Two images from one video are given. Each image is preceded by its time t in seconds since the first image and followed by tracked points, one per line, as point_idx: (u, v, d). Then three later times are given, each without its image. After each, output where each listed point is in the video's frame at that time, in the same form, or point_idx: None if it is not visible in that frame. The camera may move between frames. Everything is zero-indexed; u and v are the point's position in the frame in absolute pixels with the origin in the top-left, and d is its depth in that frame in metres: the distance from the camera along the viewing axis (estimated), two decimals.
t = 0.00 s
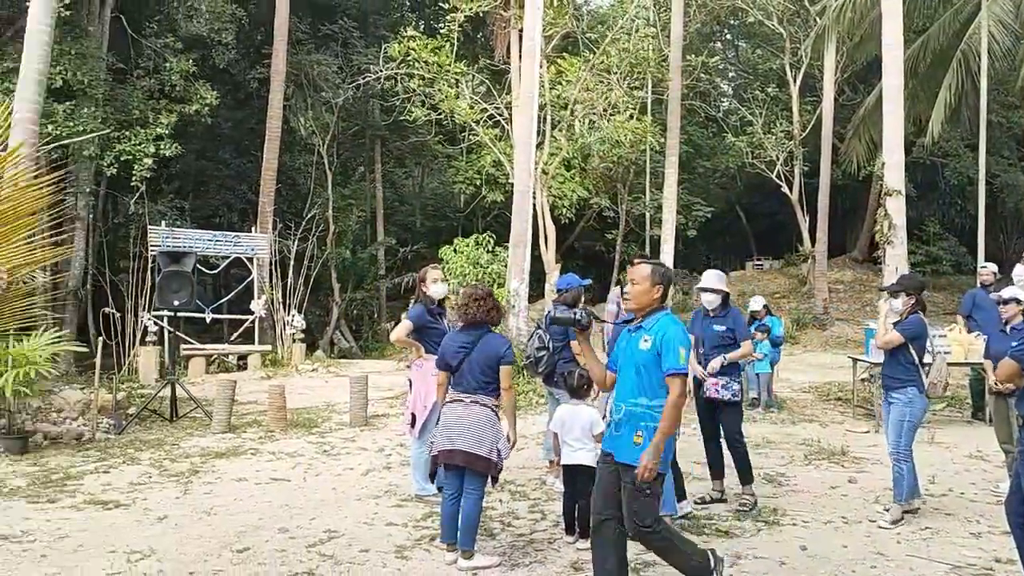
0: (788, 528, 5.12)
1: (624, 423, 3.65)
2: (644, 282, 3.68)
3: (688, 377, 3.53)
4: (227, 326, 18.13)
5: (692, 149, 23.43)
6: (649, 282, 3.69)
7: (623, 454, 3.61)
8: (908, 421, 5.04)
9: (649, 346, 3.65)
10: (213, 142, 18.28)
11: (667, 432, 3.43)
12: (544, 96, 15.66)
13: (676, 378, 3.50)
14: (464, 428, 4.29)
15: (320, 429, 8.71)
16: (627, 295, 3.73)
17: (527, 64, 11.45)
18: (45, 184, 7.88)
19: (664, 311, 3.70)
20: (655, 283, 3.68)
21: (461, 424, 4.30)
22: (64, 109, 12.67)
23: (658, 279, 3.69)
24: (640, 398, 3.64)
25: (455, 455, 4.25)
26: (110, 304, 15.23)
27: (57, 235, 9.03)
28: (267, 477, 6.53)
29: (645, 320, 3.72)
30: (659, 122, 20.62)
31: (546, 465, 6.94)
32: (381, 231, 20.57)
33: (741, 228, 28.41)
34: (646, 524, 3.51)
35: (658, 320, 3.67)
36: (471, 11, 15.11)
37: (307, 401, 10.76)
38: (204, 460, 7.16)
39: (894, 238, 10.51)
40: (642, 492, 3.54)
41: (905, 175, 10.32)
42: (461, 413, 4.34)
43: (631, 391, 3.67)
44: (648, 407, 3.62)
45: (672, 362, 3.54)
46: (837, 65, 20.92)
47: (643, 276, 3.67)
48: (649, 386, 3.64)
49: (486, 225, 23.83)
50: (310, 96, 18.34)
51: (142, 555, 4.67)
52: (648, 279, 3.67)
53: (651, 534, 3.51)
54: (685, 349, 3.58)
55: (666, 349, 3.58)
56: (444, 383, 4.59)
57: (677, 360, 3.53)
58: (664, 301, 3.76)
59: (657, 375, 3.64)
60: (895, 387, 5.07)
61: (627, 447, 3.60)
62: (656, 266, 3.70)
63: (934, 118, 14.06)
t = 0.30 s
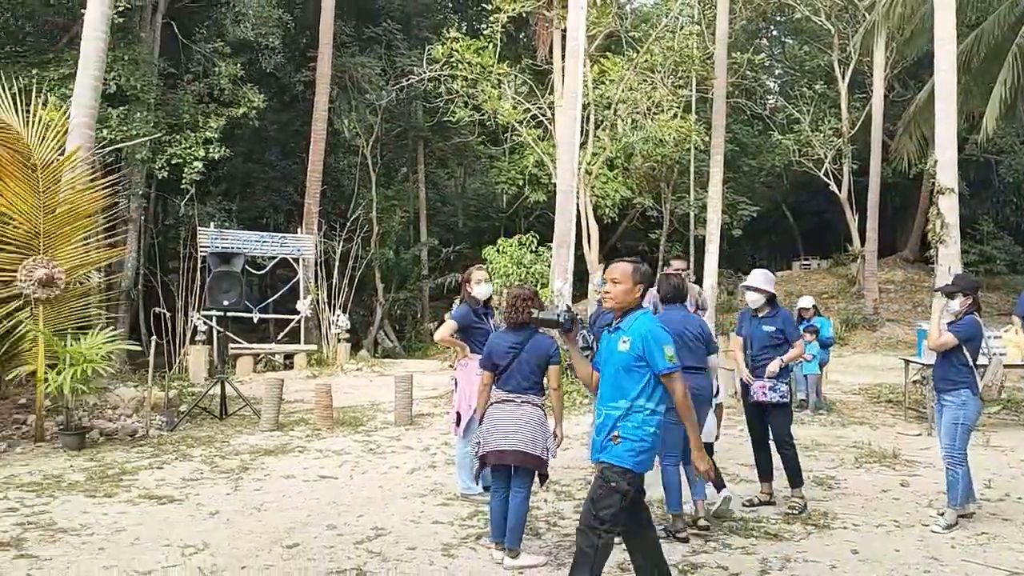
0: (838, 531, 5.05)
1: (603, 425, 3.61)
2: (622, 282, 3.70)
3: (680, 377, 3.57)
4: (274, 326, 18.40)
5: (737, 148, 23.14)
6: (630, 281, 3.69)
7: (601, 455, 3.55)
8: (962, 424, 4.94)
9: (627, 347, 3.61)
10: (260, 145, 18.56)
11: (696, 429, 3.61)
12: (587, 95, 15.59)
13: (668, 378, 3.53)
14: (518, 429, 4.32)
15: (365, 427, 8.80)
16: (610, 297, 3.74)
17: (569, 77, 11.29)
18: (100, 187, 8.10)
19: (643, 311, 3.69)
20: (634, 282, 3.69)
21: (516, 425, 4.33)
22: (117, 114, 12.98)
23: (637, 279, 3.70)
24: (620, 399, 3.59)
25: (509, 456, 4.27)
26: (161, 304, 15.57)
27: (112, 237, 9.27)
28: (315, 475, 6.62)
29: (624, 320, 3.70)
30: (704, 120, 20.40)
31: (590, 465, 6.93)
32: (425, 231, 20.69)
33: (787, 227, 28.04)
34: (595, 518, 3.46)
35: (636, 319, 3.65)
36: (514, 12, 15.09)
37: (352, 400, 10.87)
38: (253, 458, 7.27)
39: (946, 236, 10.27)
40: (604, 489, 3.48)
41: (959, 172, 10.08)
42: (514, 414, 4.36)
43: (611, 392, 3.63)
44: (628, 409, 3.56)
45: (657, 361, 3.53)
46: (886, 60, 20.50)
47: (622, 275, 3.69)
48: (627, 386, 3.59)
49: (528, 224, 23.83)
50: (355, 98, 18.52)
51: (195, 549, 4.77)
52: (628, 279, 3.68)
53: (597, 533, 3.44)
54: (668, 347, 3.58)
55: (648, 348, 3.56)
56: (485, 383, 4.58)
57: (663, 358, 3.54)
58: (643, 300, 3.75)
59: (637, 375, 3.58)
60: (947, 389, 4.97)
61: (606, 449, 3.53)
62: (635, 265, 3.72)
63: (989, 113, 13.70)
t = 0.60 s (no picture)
0: (886, 534, 4.97)
1: (579, 430, 3.45)
2: (600, 281, 3.47)
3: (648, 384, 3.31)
4: (315, 326, 18.62)
5: (779, 146, 22.84)
6: (609, 281, 3.46)
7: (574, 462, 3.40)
8: (1016, 428, 4.82)
9: (603, 350, 3.42)
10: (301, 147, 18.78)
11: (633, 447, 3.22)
12: (627, 95, 15.51)
13: (635, 386, 3.28)
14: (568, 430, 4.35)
15: (406, 427, 8.85)
16: (588, 296, 3.52)
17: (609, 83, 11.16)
18: (149, 189, 8.28)
19: (625, 314, 3.46)
20: (616, 283, 3.46)
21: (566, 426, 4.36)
22: (163, 118, 13.23)
23: (618, 278, 3.47)
24: (594, 405, 3.42)
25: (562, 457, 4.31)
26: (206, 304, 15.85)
27: (160, 238, 9.46)
28: (358, 473, 6.68)
29: (605, 322, 3.48)
30: (745, 118, 20.17)
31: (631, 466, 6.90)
32: (463, 232, 20.76)
33: (830, 226, 27.65)
34: (583, 535, 3.31)
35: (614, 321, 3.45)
36: (553, 12, 15.07)
37: (392, 399, 10.95)
38: (297, 456, 7.35)
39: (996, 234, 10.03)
40: (586, 502, 3.32)
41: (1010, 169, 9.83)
42: (562, 415, 4.38)
43: (586, 398, 3.46)
44: (601, 416, 3.38)
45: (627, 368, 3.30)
46: (933, 56, 20.09)
47: (601, 274, 3.45)
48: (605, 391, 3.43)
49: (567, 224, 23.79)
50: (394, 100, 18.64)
51: (242, 545, 4.84)
52: (606, 278, 3.44)
53: (587, 548, 3.30)
54: (640, 354, 3.33)
55: (621, 354, 3.34)
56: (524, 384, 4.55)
57: (631, 366, 3.30)
58: (628, 301, 3.52)
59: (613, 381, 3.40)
60: (1001, 391, 4.85)
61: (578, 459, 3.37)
62: (618, 263, 3.48)
63: None
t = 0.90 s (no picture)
0: (945, 540, 4.84)
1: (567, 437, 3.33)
2: (573, 283, 3.38)
3: (603, 381, 3.11)
4: (360, 326, 18.80)
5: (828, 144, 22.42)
6: (580, 283, 3.37)
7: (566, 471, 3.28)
8: None
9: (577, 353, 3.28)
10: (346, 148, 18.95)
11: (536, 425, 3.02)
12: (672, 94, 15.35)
13: (586, 383, 3.10)
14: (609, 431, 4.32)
15: (452, 427, 8.87)
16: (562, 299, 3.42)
17: (655, 81, 11.01)
18: (201, 191, 8.41)
19: (599, 314, 3.33)
20: (587, 283, 3.36)
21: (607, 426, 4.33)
22: (213, 121, 13.47)
23: (590, 278, 3.36)
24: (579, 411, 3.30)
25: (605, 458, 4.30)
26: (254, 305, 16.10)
27: (210, 239, 9.62)
28: (405, 473, 6.70)
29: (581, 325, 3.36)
30: (793, 116, 19.84)
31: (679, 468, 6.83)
32: (507, 232, 20.75)
33: (881, 224, 27.10)
34: (612, 546, 3.23)
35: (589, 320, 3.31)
36: (597, 11, 14.99)
37: (437, 399, 11.00)
38: (344, 455, 7.41)
39: None
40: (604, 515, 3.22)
41: None
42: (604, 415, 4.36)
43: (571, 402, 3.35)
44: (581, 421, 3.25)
45: (587, 368, 3.13)
46: (989, 49, 19.55)
47: (571, 277, 3.37)
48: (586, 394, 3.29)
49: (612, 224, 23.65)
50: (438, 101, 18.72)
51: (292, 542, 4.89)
52: (577, 280, 3.36)
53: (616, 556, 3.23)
54: (606, 353, 3.15)
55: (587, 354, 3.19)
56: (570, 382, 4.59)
57: (594, 365, 3.12)
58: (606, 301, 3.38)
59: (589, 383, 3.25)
60: None
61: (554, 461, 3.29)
62: (589, 264, 3.39)
63: None
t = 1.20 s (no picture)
0: (1008, 549, 4.68)
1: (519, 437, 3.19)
2: (538, 280, 3.27)
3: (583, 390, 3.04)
4: (406, 326, 18.92)
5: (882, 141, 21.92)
6: (543, 281, 3.26)
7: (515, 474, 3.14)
8: None
9: (542, 351, 3.16)
10: (391, 149, 19.06)
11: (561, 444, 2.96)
12: (720, 91, 15.16)
13: (569, 392, 3.02)
14: (674, 435, 4.28)
15: (498, 427, 8.86)
16: (525, 296, 3.32)
17: (703, 78, 10.86)
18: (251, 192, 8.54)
19: (563, 314, 3.24)
20: (549, 282, 3.26)
21: (672, 428, 4.30)
22: (262, 124, 13.67)
23: (552, 276, 3.26)
24: (535, 412, 3.16)
25: (668, 461, 4.27)
26: (302, 305, 16.30)
27: (260, 240, 9.73)
28: (451, 473, 6.71)
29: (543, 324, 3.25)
30: (845, 112, 19.44)
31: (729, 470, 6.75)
32: (552, 232, 20.72)
33: (936, 222, 26.48)
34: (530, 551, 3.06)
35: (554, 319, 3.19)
36: (644, 9, 14.87)
37: (483, 399, 11.00)
38: (391, 454, 7.45)
39: None
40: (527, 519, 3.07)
41: None
42: (668, 418, 4.32)
43: (525, 403, 3.19)
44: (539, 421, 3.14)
45: (562, 369, 3.04)
46: None
47: (536, 273, 3.27)
48: (544, 397, 3.15)
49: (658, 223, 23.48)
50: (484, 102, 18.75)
51: (340, 541, 4.92)
52: (542, 276, 3.26)
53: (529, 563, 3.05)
54: (578, 355, 3.08)
55: (555, 355, 3.09)
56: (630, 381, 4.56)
57: (567, 368, 3.04)
58: (569, 301, 3.30)
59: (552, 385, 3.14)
60: None
61: (512, 466, 3.14)
62: (554, 260, 3.29)
63: None
